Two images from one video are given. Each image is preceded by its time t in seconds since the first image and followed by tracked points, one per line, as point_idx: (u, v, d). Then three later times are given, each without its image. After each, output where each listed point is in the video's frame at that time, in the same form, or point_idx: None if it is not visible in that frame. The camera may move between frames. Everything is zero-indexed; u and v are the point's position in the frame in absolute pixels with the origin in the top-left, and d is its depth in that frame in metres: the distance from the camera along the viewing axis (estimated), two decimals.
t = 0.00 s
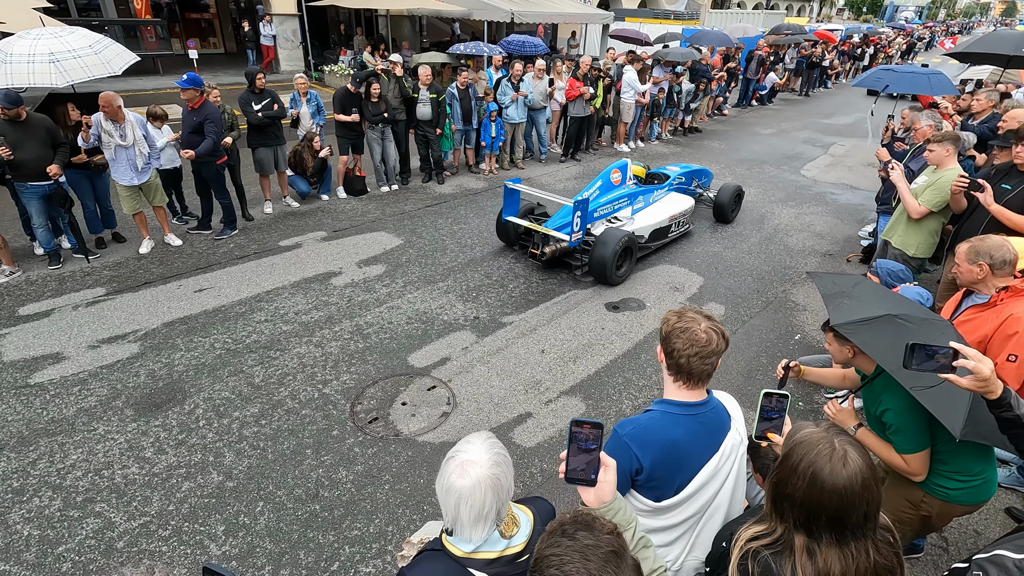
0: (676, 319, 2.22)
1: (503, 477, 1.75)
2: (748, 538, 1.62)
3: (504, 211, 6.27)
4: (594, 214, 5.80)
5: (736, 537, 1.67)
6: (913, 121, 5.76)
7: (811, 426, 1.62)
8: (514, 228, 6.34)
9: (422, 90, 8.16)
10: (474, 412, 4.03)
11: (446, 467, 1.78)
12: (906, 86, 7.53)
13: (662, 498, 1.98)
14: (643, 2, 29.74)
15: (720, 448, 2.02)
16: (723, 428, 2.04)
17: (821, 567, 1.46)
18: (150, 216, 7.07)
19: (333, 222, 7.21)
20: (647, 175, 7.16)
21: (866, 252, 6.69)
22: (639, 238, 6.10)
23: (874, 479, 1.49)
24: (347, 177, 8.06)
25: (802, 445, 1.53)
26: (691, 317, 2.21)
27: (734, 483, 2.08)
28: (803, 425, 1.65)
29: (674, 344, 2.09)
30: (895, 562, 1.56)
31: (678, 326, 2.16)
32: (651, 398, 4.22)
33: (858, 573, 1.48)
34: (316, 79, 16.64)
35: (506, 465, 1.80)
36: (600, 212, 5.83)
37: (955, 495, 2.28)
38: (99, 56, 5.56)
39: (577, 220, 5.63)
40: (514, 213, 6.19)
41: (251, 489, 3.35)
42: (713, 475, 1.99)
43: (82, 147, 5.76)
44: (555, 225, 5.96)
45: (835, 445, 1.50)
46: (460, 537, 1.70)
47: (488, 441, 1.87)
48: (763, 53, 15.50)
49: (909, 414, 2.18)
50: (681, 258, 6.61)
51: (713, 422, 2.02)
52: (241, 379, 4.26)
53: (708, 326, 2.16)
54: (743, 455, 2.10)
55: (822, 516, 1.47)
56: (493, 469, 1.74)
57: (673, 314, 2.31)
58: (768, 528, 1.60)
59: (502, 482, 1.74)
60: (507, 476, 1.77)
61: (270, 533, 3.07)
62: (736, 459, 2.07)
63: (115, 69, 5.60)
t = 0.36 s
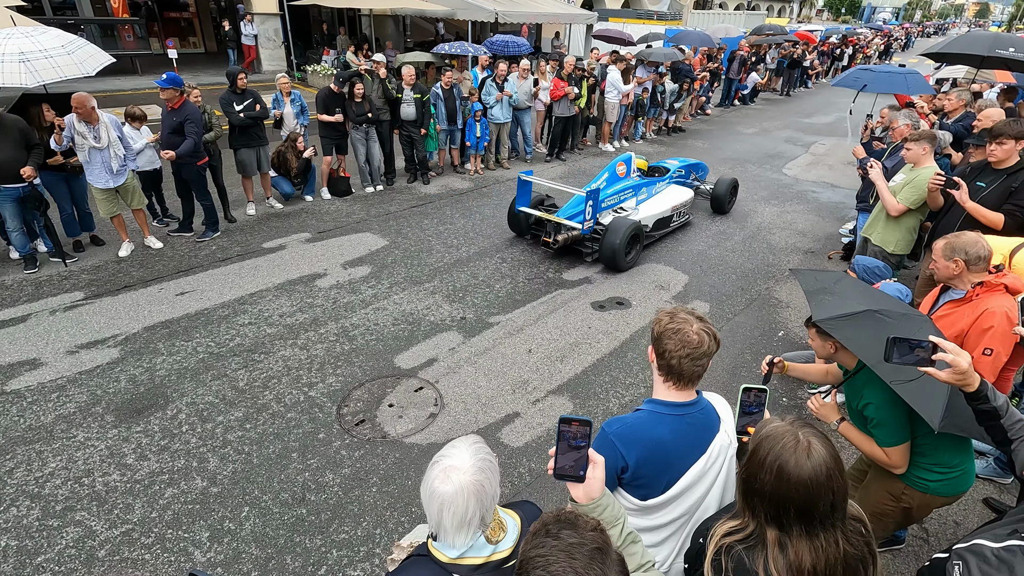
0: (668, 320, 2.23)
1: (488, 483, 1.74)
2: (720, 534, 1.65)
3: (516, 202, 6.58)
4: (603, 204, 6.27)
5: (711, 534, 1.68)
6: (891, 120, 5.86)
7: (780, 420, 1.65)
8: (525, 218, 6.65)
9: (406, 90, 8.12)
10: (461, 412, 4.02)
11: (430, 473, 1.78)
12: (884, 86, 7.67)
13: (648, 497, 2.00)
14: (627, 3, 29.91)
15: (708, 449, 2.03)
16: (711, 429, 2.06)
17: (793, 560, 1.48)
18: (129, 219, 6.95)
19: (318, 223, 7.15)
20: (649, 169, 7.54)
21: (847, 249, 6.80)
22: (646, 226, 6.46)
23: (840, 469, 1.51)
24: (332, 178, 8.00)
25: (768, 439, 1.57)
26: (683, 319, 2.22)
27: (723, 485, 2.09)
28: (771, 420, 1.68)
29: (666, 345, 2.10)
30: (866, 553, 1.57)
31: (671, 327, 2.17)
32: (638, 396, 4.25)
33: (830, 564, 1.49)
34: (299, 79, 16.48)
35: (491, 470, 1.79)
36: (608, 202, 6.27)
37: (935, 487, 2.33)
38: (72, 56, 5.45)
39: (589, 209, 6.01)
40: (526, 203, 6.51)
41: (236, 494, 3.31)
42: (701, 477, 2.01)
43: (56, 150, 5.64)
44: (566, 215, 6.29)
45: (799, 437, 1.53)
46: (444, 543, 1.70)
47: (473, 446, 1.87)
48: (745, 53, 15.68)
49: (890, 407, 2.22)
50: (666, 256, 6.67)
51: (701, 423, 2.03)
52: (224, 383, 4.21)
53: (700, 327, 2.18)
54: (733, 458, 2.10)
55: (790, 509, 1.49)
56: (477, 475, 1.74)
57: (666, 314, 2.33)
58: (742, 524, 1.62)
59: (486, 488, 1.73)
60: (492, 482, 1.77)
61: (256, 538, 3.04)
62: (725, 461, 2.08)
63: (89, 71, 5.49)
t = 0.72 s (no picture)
0: (665, 323, 2.24)
1: (474, 489, 1.72)
2: (704, 536, 1.65)
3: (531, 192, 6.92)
4: (615, 194, 6.60)
5: (695, 537, 1.69)
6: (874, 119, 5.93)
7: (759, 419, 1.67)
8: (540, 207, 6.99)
9: (393, 90, 8.08)
10: (451, 413, 4.01)
11: (416, 476, 1.76)
12: (867, 85, 7.76)
13: (640, 500, 2.00)
14: (613, 3, 30.04)
15: (701, 452, 2.03)
16: (703, 432, 2.05)
17: (773, 559, 1.49)
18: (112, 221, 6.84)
19: (305, 224, 7.09)
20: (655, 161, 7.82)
21: (832, 247, 6.88)
22: (655, 213, 6.82)
23: (817, 465, 1.53)
24: (319, 179, 7.93)
25: (747, 439, 1.58)
26: (681, 323, 2.23)
27: (713, 487, 2.10)
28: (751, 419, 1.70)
29: (662, 348, 2.10)
30: (847, 549, 1.58)
31: (667, 330, 2.18)
32: (628, 395, 4.26)
33: (810, 562, 1.50)
34: (285, 79, 16.33)
35: (478, 476, 1.77)
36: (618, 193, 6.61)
37: (922, 481, 2.37)
38: (48, 56, 5.35)
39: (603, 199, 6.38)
40: (541, 193, 6.87)
41: (224, 499, 3.26)
42: (692, 479, 2.01)
43: (36, 151, 5.53)
44: (580, 204, 6.65)
45: (776, 434, 1.55)
46: (430, 548, 1.70)
47: (461, 451, 1.84)
48: (730, 53, 15.81)
49: (878, 403, 2.25)
50: (655, 255, 6.70)
51: (694, 426, 2.03)
52: (211, 387, 4.15)
53: (698, 332, 2.18)
54: (723, 461, 2.11)
55: (768, 508, 1.51)
56: (462, 481, 1.72)
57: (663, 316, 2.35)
58: (724, 526, 1.63)
59: (471, 494, 1.71)
60: (478, 488, 1.74)
61: (245, 544, 3.00)
62: (716, 463, 2.08)
63: (66, 70, 5.40)
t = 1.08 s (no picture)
0: (653, 322, 2.28)
1: (461, 493, 1.72)
2: (698, 539, 1.66)
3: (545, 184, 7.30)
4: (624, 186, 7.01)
5: (689, 540, 1.70)
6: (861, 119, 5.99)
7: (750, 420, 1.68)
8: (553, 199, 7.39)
9: (383, 91, 8.06)
10: (443, 415, 4.00)
11: (403, 481, 1.76)
12: (854, 86, 7.84)
13: (631, 503, 2.00)
14: (602, 4, 30.22)
15: (690, 453, 2.04)
16: (692, 433, 2.06)
17: (766, 562, 1.50)
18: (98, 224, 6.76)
19: (294, 226, 7.05)
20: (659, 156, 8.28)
21: (820, 246, 6.94)
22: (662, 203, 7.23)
23: (808, 468, 1.54)
24: (308, 180, 7.89)
25: (739, 442, 1.60)
26: (666, 325, 2.24)
27: (702, 487, 2.12)
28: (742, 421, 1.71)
29: (645, 349, 2.13)
30: (840, 551, 1.59)
31: (653, 330, 2.21)
32: (620, 395, 4.28)
33: (802, 565, 1.51)
34: (273, 80, 16.23)
35: (465, 480, 1.77)
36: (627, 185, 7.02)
37: (910, 478, 2.40)
38: (31, 57, 5.27)
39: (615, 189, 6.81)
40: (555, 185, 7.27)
41: (214, 503, 3.24)
42: (682, 481, 2.01)
43: (23, 152, 5.44)
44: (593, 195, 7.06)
45: (769, 437, 1.57)
46: (418, 553, 1.70)
47: (448, 454, 1.84)
48: (719, 54, 15.92)
49: (866, 401, 2.29)
50: (645, 255, 6.73)
51: (683, 428, 2.04)
52: (200, 391, 4.11)
53: (681, 334, 2.19)
54: (713, 461, 2.12)
55: (760, 511, 1.52)
56: (450, 485, 1.71)
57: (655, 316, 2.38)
58: (717, 528, 1.64)
59: (458, 498, 1.71)
60: (466, 492, 1.75)
61: (235, 548, 2.98)
62: (705, 464, 2.09)
63: (49, 72, 5.31)
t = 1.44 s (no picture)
0: (637, 326, 2.28)
1: (450, 496, 1.73)
2: (693, 541, 1.67)
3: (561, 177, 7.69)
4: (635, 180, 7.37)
5: (683, 542, 1.71)
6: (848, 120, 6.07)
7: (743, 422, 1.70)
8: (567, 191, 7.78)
9: (375, 93, 8.06)
10: (437, 417, 4.00)
11: (392, 484, 1.76)
12: (844, 87, 7.91)
13: (623, 507, 2.01)
14: (595, 7, 30.35)
15: (680, 455, 2.05)
16: (681, 435, 2.07)
17: (760, 563, 1.52)
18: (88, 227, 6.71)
19: (287, 229, 7.02)
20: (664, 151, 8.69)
21: (811, 247, 7.00)
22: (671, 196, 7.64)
23: (801, 468, 1.55)
24: (301, 183, 7.87)
25: (733, 444, 1.61)
26: (651, 327, 2.26)
27: (694, 488, 2.12)
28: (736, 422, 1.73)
29: (631, 352, 2.15)
30: (834, 550, 1.60)
31: (637, 333, 2.22)
32: (614, 396, 4.29)
33: (796, 565, 1.52)
34: (265, 82, 16.17)
35: (454, 483, 1.77)
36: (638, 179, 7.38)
37: (900, 476, 2.42)
38: (22, 66, 5.22)
39: (627, 183, 7.17)
40: (569, 179, 7.65)
41: (206, 508, 3.22)
42: (673, 483, 2.02)
43: (12, 156, 5.38)
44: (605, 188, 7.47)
45: (762, 438, 1.58)
46: (406, 555, 1.71)
47: (437, 457, 1.84)
48: (710, 56, 16.02)
49: (857, 399, 2.30)
50: (638, 256, 6.76)
51: (671, 430, 2.05)
52: (192, 395, 4.09)
53: (666, 335, 2.21)
54: (704, 462, 2.12)
55: (754, 512, 1.53)
56: (438, 488, 1.71)
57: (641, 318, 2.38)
58: (711, 530, 1.66)
59: (447, 500, 1.71)
60: (454, 495, 1.75)
61: (228, 553, 2.96)
62: (696, 465, 2.10)
63: (39, 79, 5.27)
